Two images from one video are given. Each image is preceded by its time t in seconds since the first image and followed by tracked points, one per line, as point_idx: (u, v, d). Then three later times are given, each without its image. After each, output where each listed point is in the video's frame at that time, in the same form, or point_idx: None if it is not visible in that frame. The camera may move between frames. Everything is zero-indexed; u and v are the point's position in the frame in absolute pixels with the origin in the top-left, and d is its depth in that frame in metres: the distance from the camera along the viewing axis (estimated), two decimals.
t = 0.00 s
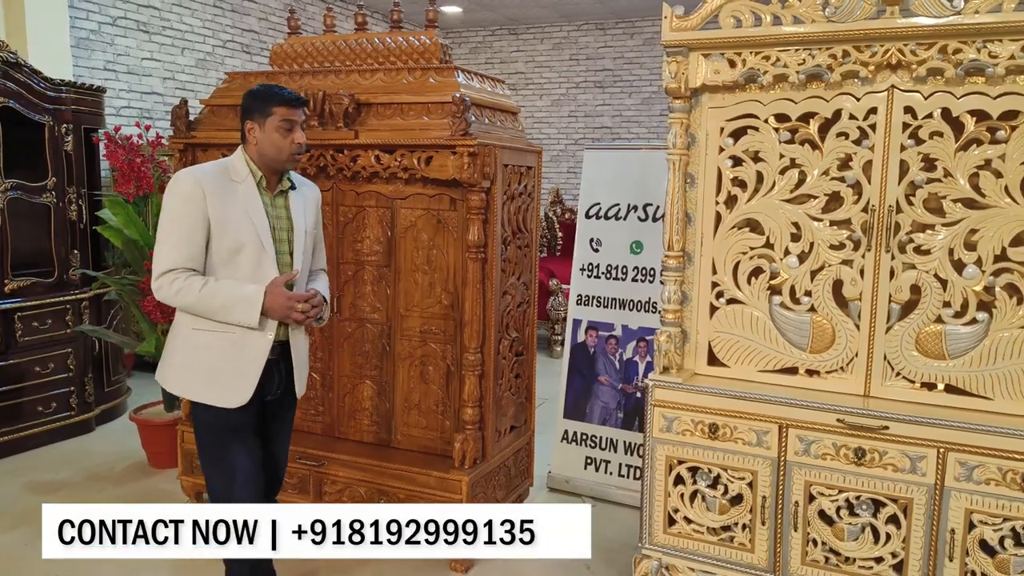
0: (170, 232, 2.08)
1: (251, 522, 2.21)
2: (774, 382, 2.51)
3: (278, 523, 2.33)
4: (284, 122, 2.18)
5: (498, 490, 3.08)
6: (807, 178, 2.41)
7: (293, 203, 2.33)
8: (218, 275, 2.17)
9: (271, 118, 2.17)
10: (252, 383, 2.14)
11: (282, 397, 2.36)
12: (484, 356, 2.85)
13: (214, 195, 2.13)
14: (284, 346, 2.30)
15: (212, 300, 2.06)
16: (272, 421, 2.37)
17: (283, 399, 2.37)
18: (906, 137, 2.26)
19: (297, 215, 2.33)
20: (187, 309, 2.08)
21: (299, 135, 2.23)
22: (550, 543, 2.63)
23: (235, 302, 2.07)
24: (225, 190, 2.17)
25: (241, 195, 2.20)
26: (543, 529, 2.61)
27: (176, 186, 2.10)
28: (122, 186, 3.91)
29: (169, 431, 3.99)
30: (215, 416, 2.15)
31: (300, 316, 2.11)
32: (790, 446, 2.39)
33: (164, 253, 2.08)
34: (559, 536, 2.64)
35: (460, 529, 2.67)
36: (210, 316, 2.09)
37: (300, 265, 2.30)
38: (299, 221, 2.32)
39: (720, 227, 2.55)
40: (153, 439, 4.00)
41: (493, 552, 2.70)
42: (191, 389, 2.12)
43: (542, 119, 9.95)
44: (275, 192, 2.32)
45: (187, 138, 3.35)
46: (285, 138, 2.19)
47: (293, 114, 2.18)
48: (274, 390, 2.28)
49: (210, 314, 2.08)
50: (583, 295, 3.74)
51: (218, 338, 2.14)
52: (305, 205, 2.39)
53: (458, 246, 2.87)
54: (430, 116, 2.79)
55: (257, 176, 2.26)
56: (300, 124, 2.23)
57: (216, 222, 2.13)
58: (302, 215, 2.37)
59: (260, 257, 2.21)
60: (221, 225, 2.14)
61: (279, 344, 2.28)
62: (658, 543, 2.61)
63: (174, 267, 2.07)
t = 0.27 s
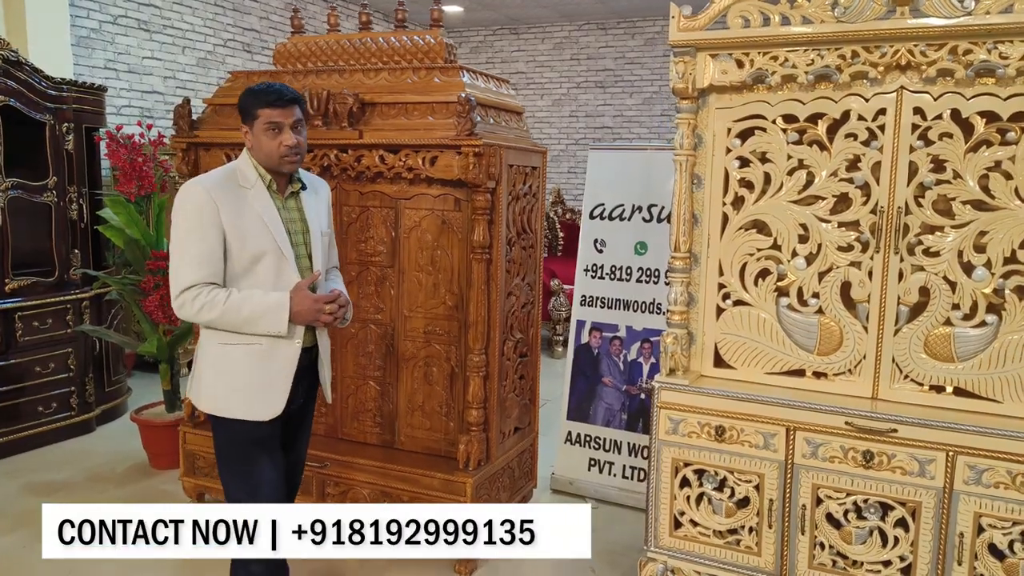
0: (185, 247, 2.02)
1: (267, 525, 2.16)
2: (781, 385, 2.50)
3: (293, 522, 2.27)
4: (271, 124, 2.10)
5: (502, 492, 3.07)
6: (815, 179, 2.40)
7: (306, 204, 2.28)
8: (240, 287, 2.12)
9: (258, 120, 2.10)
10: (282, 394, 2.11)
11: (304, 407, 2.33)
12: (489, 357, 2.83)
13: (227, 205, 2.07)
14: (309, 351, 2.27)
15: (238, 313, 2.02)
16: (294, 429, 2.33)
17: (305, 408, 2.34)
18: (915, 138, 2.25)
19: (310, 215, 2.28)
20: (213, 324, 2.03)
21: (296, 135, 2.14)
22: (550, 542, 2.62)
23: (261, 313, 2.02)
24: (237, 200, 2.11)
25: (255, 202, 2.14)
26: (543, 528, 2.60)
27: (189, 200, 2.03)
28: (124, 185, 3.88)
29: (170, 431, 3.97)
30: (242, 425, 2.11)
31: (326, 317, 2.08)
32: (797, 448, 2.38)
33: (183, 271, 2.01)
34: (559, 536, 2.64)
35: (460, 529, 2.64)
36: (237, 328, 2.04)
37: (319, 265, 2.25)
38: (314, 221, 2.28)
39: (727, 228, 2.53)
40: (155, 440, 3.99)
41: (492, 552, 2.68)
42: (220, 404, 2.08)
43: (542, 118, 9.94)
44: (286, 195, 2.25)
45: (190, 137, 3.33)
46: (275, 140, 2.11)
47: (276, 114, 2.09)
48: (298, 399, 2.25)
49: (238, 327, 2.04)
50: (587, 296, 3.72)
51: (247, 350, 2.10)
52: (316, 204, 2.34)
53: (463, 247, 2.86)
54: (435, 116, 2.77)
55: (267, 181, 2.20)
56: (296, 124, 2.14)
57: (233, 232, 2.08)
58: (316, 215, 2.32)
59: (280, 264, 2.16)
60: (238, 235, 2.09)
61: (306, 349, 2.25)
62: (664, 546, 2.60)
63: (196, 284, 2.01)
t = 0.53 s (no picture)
0: (180, 254, 1.99)
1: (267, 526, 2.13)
2: (783, 387, 2.48)
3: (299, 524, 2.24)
4: (262, 119, 2.03)
5: (501, 495, 3.04)
6: (818, 180, 2.38)
7: (306, 199, 2.22)
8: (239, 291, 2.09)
9: (249, 115, 2.03)
10: (289, 402, 2.06)
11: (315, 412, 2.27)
12: (489, 359, 2.80)
13: (221, 208, 2.03)
14: (318, 352, 2.22)
15: (236, 320, 1.98)
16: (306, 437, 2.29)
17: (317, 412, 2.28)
18: (919, 139, 2.23)
19: (311, 211, 2.22)
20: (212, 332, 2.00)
21: (289, 129, 2.06)
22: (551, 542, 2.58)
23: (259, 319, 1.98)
24: (232, 202, 2.06)
25: (250, 203, 2.09)
26: (543, 529, 2.56)
27: (182, 206, 1.99)
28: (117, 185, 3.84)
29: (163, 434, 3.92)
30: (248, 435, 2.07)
31: (332, 316, 2.03)
32: (800, 451, 2.36)
33: (178, 280, 1.98)
34: (559, 536, 2.59)
35: (460, 529, 2.60)
36: (237, 335, 2.01)
37: (322, 263, 2.20)
38: (315, 217, 2.21)
39: (728, 229, 2.51)
40: (148, 442, 3.93)
41: (492, 552, 2.64)
42: (226, 414, 2.06)
43: (536, 118, 9.91)
44: (284, 192, 2.19)
45: (184, 136, 3.29)
46: (269, 135, 2.04)
47: (267, 109, 2.02)
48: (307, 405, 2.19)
49: (238, 334, 2.00)
50: (585, 297, 3.70)
51: (250, 359, 2.06)
52: (318, 198, 2.28)
53: (462, 248, 2.83)
54: (434, 115, 2.74)
55: (262, 179, 2.14)
56: (290, 117, 2.07)
57: (228, 236, 2.04)
58: (318, 210, 2.26)
59: (279, 265, 2.11)
60: (234, 238, 2.04)
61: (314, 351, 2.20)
62: (666, 549, 2.58)
63: (192, 292, 1.98)
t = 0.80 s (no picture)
0: (174, 260, 1.94)
1: (268, 526, 2.06)
2: (785, 388, 2.45)
3: (301, 525, 2.17)
4: (259, 127, 1.96)
5: (499, 498, 3.01)
6: (821, 179, 2.35)
7: (306, 203, 2.15)
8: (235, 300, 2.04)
9: (246, 122, 1.96)
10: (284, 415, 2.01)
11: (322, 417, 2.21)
12: (487, 361, 2.76)
13: (216, 214, 1.97)
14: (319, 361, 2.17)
15: (230, 331, 1.94)
16: (318, 448, 2.23)
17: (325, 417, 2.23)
18: (923, 137, 2.21)
19: (312, 215, 2.16)
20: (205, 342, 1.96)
21: (287, 137, 1.99)
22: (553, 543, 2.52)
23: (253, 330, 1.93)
24: (228, 208, 2.01)
25: (248, 209, 2.03)
26: (544, 529, 2.51)
27: (175, 211, 1.94)
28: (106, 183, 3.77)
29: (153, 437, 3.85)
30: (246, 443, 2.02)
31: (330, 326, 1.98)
32: (803, 453, 2.34)
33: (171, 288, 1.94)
34: (559, 536, 2.55)
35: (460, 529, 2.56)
36: (231, 345, 1.97)
37: (323, 271, 2.14)
38: (315, 221, 2.15)
39: (730, 228, 2.48)
40: (137, 446, 3.86)
41: (492, 552, 2.59)
42: (221, 426, 2.01)
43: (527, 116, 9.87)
44: (283, 195, 2.13)
45: (175, 134, 3.23)
46: (267, 144, 1.98)
47: (265, 116, 1.95)
48: (311, 412, 2.14)
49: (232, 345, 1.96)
50: (582, 297, 3.67)
51: (247, 370, 2.02)
52: (320, 200, 2.21)
53: (459, 248, 2.79)
54: (431, 113, 2.70)
55: (261, 182, 2.08)
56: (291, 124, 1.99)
57: (224, 243, 1.98)
58: (319, 213, 2.19)
59: (277, 274, 2.06)
60: (229, 245, 1.99)
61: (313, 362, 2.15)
62: (667, 553, 2.55)
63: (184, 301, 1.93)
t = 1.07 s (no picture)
0: (171, 262, 1.89)
1: (268, 526, 2.02)
2: (782, 391, 2.43)
3: (301, 524, 2.12)
4: (256, 111, 1.93)
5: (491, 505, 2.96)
6: (818, 181, 2.33)
7: (306, 203, 2.10)
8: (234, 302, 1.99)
9: (243, 106, 1.93)
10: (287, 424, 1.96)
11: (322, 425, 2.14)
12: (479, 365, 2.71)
13: (214, 214, 1.92)
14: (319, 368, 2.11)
15: (228, 334, 1.89)
16: (313, 454, 2.16)
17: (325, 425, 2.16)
18: (922, 138, 2.19)
19: (312, 216, 2.10)
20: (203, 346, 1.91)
21: (285, 121, 1.95)
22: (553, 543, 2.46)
23: (252, 334, 1.88)
24: (227, 207, 1.96)
25: (247, 207, 1.98)
26: (544, 529, 2.45)
27: (172, 211, 1.89)
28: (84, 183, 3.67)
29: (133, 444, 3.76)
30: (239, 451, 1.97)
31: (332, 330, 1.92)
32: (801, 458, 2.31)
33: (167, 290, 1.89)
34: (559, 536, 2.48)
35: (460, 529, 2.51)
36: (229, 349, 1.92)
37: (324, 273, 2.08)
38: (315, 221, 2.09)
39: (726, 230, 2.45)
40: (117, 453, 3.76)
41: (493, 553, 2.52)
42: (219, 435, 1.96)
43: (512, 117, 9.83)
44: (284, 194, 2.07)
45: (156, 134, 3.15)
46: (264, 128, 1.94)
47: (263, 98, 1.92)
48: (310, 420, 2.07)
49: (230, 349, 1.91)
50: (572, 299, 3.63)
51: (246, 377, 1.96)
52: (320, 200, 2.16)
53: (451, 251, 2.74)
54: (422, 113, 2.64)
55: (260, 180, 2.03)
56: (287, 108, 1.96)
57: (222, 244, 1.93)
58: (319, 213, 2.13)
59: (277, 275, 2.00)
60: (228, 245, 1.94)
61: (313, 368, 2.08)
62: (663, 559, 2.51)
63: (181, 304, 1.88)
